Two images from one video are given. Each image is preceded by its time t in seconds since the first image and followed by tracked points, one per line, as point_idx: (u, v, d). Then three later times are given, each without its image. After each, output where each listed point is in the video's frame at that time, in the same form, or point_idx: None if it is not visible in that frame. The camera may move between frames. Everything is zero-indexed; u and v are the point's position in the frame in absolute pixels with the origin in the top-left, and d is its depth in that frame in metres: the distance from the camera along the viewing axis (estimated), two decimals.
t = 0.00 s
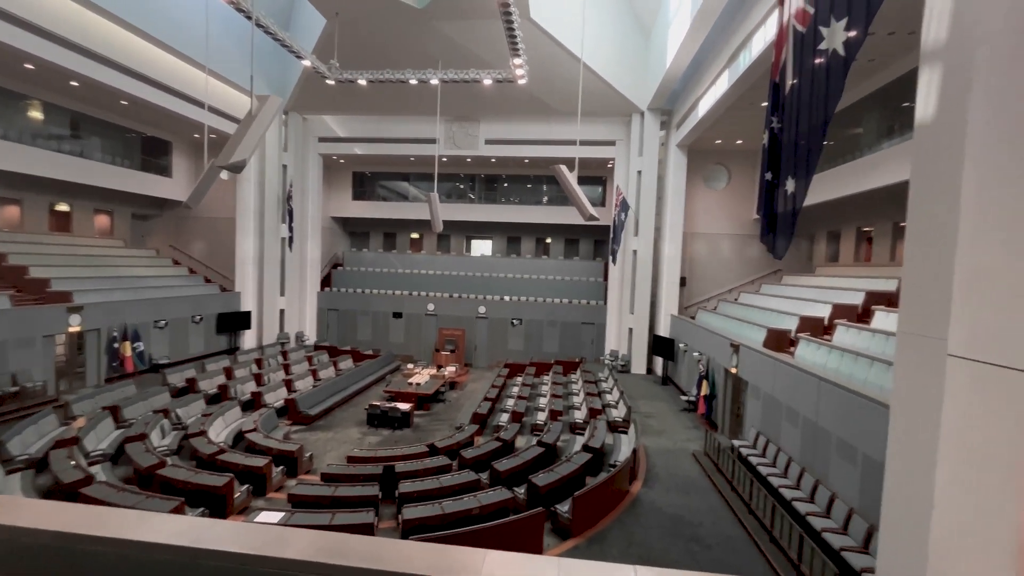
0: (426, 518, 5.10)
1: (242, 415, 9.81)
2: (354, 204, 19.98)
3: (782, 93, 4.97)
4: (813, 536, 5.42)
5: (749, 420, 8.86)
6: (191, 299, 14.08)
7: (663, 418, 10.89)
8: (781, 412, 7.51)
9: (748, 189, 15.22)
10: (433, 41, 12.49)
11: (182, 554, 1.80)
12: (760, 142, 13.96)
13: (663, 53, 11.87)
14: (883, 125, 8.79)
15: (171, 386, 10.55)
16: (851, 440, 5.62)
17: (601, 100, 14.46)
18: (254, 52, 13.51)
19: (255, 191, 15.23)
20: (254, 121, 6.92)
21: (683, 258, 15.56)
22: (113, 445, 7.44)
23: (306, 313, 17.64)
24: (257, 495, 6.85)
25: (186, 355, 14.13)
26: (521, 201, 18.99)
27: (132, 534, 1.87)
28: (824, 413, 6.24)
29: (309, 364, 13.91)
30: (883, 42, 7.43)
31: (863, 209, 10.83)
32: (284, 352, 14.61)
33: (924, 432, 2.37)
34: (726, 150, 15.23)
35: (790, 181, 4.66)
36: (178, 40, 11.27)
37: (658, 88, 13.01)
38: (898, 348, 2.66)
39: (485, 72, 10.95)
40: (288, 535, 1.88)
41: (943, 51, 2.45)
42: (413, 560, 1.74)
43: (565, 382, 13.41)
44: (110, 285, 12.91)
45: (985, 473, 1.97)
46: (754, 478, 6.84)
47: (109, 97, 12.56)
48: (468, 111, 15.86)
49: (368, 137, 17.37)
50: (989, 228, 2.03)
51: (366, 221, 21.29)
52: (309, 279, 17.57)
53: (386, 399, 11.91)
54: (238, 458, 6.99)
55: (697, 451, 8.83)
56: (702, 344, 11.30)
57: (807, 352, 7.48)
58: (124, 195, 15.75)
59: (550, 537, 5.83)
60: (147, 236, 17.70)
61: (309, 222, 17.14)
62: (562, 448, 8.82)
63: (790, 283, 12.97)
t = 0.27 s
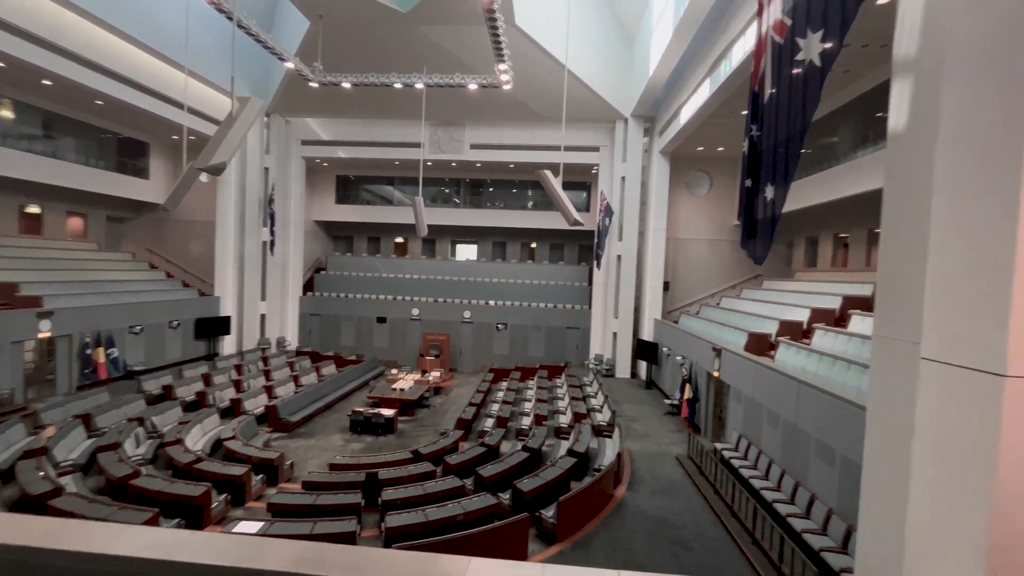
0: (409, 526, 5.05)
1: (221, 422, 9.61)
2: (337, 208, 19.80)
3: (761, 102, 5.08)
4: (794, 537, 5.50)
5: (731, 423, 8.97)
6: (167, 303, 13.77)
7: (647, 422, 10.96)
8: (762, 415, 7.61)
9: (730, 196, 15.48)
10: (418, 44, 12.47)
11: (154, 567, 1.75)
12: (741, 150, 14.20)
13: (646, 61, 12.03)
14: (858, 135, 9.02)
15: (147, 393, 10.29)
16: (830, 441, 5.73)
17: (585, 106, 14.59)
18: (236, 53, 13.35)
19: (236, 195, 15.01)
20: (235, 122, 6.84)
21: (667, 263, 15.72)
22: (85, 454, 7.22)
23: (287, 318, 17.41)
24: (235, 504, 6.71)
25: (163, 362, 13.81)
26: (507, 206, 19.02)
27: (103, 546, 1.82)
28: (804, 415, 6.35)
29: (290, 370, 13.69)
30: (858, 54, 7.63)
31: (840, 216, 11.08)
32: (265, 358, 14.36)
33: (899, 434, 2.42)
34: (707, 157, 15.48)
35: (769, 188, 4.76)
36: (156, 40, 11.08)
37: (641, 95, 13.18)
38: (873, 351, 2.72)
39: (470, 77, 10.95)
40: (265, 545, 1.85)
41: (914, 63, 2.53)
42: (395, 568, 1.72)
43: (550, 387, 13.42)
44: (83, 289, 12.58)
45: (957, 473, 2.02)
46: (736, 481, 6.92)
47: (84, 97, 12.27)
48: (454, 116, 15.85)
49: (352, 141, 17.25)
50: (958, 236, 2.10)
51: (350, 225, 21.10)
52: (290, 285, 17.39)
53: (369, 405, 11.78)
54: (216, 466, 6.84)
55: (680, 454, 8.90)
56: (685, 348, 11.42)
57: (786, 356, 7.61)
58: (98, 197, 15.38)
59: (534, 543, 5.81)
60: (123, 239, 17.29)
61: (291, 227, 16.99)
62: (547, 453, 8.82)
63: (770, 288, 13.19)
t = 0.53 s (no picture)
0: (393, 535, 4.99)
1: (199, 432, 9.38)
2: (321, 213, 19.60)
3: (740, 112, 5.19)
4: (776, 540, 5.57)
5: (714, 428, 9.06)
6: (144, 310, 13.46)
7: (631, 427, 11.01)
8: (744, 419, 7.71)
9: (711, 203, 15.73)
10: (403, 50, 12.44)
11: None
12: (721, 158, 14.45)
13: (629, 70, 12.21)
14: (834, 144, 9.26)
15: (121, 403, 10.00)
16: (810, 445, 5.81)
17: (569, 114, 14.73)
18: (217, 56, 13.19)
19: (216, 200, 14.79)
20: (215, 127, 6.74)
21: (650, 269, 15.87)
22: (55, 467, 6.98)
23: (268, 325, 17.22)
24: (213, 516, 6.55)
25: (138, 370, 13.46)
26: (492, 212, 19.04)
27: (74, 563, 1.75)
28: (784, 419, 6.44)
29: (271, 378, 13.45)
30: (832, 67, 7.85)
31: (817, 223, 11.32)
32: (244, 366, 14.08)
33: (876, 438, 2.48)
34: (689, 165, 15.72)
35: (748, 196, 4.85)
36: (134, 43, 10.90)
37: (624, 104, 13.35)
38: (850, 355, 2.78)
39: (455, 83, 10.97)
40: (245, 559, 1.80)
41: (886, 77, 2.62)
42: None
43: (535, 393, 13.41)
44: (55, 296, 12.22)
45: (930, 476, 2.07)
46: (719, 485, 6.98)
47: (58, 99, 11.98)
48: (439, 122, 15.85)
49: (335, 146, 17.12)
50: (928, 244, 2.17)
51: (334, 230, 20.90)
52: (272, 292, 17.24)
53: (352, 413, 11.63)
54: (194, 478, 6.68)
55: (665, 459, 8.95)
56: (669, 353, 11.52)
57: (767, 361, 7.73)
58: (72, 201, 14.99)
59: (520, 550, 5.78)
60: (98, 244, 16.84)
61: (272, 234, 16.93)
62: (532, 459, 8.79)
63: (751, 293, 13.40)
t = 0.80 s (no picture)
0: (378, 546, 4.92)
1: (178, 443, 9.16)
2: (305, 220, 19.42)
3: (721, 122, 5.28)
4: (761, 545, 5.61)
5: (699, 434, 9.12)
6: (121, 319, 13.15)
7: (618, 434, 11.03)
8: (728, 425, 7.78)
9: (695, 211, 15.94)
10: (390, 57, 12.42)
11: None
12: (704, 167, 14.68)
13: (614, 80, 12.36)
14: (813, 154, 9.46)
15: (96, 415, 9.73)
16: (793, 450, 5.88)
17: (555, 122, 14.84)
18: (200, 61, 13.06)
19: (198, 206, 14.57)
20: (197, 132, 6.65)
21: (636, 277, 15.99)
22: (26, 481, 6.75)
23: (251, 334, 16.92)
24: (192, 530, 6.39)
25: (116, 380, 13.13)
26: (479, 220, 19.03)
27: None
28: (768, 424, 6.51)
29: (253, 387, 13.21)
30: (811, 79, 8.05)
31: (798, 231, 11.54)
32: (226, 375, 13.81)
33: (856, 443, 2.52)
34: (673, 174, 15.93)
35: (730, 205, 4.93)
36: (115, 47, 10.74)
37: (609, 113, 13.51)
38: (830, 361, 2.82)
39: (442, 91, 10.98)
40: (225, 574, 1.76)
41: (861, 90, 2.70)
42: None
43: (522, 401, 13.37)
44: (29, 304, 11.87)
45: (908, 480, 2.12)
46: (705, 491, 7.01)
47: (34, 102, 11.72)
48: (426, 129, 15.85)
49: (321, 152, 17.01)
50: (903, 252, 2.23)
51: (319, 237, 20.70)
52: (255, 300, 16.98)
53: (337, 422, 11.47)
54: (172, 491, 6.52)
55: (651, 466, 8.98)
56: (655, 360, 11.60)
57: (751, 366, 7.82)
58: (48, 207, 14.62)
59: (506, 560, 5.75)
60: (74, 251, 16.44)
61: (256, 240, 16.65)
62: (518, 467, 8.75)
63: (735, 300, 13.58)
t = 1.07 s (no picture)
0: (364, 560, 4.85)
1: (159, 457, 8.96)
2: (292, 228, 19.26)
3: (705, 134, 5.37)
4: (749, 553, 5.63)
5: (687, 441, 9.15)
6: (100, 329, 13.00)
7: (606, 442, 11.02)
8: (716, 433, 7.82)
9: (681, 220, 16.12)
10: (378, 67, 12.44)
11: None
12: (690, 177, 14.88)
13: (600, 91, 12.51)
14: (795, 164, 9.65)
15: (73, 428, 9.47)
16: (779, 457, 5.93)
17: (543, 132, 14.96)
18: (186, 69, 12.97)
19: (182, 214, 14.39)
20: (182, 140, 6.57)
21: (623, 285, 16.09)
22: None
23: (235, 344, 16.67)
24: (172, 546, 6.23)
25: (94, 392, 12.86)
26: (467, 228, 19.04)
27: None
28: (755, 431, 6.56)
29: (237, 398, 12.98)
30: (792, 92, 8.23)
31: (781, 240, 11.74)
32: (209, 386, 13.56)
33: (840, 450, 2.55)
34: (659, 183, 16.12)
35: (714, 215, 5.00)
36: (98, 54, 10.62)
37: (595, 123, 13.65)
38: (812, 369, 2.86)
39: (430, 101, 11.00)
40: None
41: (840, 103, 2.76)
42: None
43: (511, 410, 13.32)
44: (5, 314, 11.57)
45: (890, 486, 2.15)
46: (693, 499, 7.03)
47: (13, 109, 11.50)
48: (414, 138, 15.87)
49: (308, 161, 16.92)
50: (882, 262, 2.27)
51: (306, 246, 20.53)
52: (240, 309, 16.77)
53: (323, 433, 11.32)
54: (152, 506, 6.36)
55: (639, 474, 8.98)
56: (643, 368, 11.64)
57: (737, 374, 7.89)
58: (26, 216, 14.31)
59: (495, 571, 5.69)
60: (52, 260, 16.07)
61: (241, 248, 16.47)
62: (507, 477, 8.69)
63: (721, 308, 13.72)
